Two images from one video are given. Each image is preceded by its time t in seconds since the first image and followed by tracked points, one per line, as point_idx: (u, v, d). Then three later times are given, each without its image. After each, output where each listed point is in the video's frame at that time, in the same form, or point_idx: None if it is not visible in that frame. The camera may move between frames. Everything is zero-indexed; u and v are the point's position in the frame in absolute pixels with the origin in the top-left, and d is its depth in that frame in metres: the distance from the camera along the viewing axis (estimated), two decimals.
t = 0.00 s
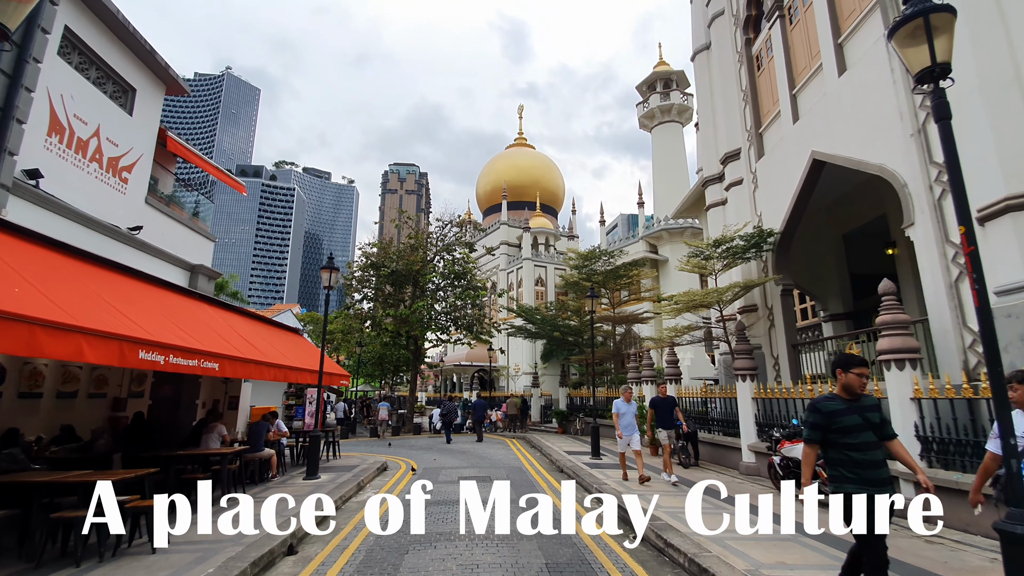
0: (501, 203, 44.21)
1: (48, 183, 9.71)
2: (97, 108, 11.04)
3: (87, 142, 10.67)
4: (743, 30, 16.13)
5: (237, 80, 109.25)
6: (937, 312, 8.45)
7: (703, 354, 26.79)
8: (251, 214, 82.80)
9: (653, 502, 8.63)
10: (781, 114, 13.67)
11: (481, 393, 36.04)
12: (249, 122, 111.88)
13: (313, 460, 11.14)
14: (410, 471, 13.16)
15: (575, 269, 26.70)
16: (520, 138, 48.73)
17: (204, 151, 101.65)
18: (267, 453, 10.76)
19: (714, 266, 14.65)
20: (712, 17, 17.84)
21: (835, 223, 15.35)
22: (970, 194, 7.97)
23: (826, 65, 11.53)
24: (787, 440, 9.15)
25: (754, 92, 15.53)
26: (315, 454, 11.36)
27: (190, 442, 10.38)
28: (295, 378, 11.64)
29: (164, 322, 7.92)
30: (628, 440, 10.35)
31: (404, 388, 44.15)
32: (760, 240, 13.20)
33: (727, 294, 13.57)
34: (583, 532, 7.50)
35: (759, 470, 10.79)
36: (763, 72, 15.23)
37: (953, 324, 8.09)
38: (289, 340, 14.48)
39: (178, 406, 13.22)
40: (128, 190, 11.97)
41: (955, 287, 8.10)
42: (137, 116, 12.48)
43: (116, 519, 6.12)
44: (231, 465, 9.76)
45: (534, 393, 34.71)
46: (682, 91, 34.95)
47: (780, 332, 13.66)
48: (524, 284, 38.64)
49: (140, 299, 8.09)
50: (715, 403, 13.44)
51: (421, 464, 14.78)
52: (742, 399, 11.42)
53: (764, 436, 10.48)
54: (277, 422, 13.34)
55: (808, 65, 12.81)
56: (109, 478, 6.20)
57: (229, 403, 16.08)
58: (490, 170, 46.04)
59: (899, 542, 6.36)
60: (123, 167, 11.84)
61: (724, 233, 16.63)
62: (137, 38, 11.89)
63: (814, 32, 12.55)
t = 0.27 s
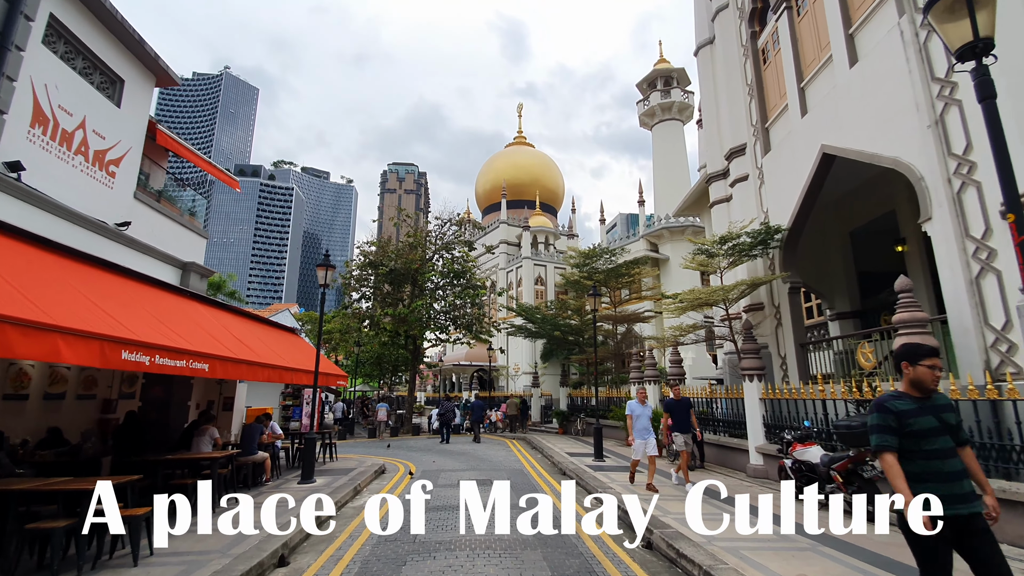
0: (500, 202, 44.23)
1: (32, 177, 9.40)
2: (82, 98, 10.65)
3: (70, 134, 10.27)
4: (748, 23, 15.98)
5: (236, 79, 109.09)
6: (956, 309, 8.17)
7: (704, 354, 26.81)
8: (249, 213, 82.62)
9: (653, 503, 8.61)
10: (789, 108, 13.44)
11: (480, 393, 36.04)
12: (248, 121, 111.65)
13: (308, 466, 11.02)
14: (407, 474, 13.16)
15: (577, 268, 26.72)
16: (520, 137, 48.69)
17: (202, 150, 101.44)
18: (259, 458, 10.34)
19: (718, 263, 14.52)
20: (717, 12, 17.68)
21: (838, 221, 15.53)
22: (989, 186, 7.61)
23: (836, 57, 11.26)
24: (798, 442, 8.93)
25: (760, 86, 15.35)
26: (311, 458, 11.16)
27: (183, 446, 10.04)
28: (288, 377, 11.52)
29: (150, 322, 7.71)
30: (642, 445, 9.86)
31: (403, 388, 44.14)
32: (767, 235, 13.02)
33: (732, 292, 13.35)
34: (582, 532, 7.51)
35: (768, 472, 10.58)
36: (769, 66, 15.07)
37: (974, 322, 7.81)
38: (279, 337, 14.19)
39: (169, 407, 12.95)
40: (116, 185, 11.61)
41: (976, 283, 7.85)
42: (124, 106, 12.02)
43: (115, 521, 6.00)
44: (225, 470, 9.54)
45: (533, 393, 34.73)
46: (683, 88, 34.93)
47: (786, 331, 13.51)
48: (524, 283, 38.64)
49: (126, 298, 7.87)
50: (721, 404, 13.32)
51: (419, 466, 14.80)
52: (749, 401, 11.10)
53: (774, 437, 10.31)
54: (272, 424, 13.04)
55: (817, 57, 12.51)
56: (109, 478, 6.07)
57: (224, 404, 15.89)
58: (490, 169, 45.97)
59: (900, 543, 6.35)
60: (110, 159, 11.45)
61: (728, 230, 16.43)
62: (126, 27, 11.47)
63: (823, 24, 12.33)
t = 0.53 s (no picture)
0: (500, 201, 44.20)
1: (14, 167, 9.27)
2: (66, 87, 10.55)
3: (53, 124, 10.13)
4: (753, 15, 15.74)
5: (235, 78, 108.99)
6: (976, 303, 7.72)
7: (704, 353, 26.83)
8: (248, 213, 82.52)
9: (653, 503, 8.62)
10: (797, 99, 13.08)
11: (480, 392, 36.00)
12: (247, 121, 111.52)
13: (302, 466, 10.91)
14: (404, 476, 13.16)
15: (577, 267, 26.70)
16: (519, 136, 48.63)
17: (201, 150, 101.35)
18: (253, 459, 10.11)
19: (723, 259, 14.30)
20: (720, 5, 17.43)
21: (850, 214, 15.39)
22: (1010, 175, 7.18)
23: (846, 46, 10.83)
24: (811, 441, 8.72)
25: (766, 78, 15.07)
26: (305, 458, 11.00)
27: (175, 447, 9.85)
28: (281, 374, 11.27)
29: (137, 319, 7.52)
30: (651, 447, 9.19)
31: (403, 388, 44.06)
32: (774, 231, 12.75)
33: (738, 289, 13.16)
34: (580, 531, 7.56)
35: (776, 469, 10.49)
36: (775, 58, 14.79)
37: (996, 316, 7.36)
38: (274, 336, 13.86)
39: (159, 408, 12.27)
40: (100, 177, 11.41)
41: (997, 276, 7.40)
42: (111, 96, 11.98)
43: (116, 521, 5.97)
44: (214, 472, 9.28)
45: (534, 392, 34.71)
46: (683, 85, 34.82)
47: (795, 327, 13.46)
48: (524, 282, 38.63)
49: (112, 294, 7.68)
50: (725, 403, 13.25)
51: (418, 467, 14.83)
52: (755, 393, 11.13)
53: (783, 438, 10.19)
54: (265, 424, 12.80)
55: (826, 46, 12.11)
56: (109, 478, 6.04)
57: (218, 403, 15.77)
58: (490, 168, 45.97)
59: (899, 543, 6.38)
60: (97, 151, 11.39)
61: (733, 225, 16.31)
62: (113, 15, 11.43)
63: (831, 13, 11.96)
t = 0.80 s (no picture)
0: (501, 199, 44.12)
1: None
2: (46, 70, 9.79)
3: (32, 109, 9.41)
4: (759, 5, 15.63)
5: (234, 77, 108.83)
6: (993, 298, 7.41)
7: (706, 351, 26.80)
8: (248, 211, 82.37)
9: (653, 502, 8.64)
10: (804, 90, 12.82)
11: (480, 391, 35.95)
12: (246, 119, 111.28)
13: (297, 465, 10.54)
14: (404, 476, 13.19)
15: (579, 264, 26.63)
16: (519, 133, 48.51)
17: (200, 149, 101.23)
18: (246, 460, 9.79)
19: (729, 254, 14.07)
20: None
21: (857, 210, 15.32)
22: None
23: (856, 32, 10.48)
24: (823, 442, 8.44)
25: (772, 69, 14.92)
26: (299, 459, 10.58)
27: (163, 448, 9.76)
28: (273, 372, 10.66)
29: (121, 314, 6.98)
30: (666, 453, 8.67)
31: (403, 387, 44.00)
32: (781, 225, 12.52)
33: (744, 284, 13.08)
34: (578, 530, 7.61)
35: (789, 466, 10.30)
36: (782, 49, 14.61)
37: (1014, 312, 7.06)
38: (276, 333, 13.67)
39: (148, 407, 11.94)
40: (83, 168, 10.72)
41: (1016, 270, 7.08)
42: (95, 84, 11.23)
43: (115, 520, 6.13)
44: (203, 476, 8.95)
45: (534, 391, 34.65)
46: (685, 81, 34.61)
47: (803, 324, 13.24)
48: (525, 280, 38.58)
49: (93, 288, 7.12)
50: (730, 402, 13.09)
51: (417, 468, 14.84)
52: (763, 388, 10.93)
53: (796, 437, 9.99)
54: (258, 424, 12.51)
55: (833, 36, 11.89)
56: (109, 479, 6.18)
57: (212, 403, 15.41)
58: (490, 166, 46.01)
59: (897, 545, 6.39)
60: (80, 140, 10.67)
61: (738, 220, 16.13)
62: None
63: None
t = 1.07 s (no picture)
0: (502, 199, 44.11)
1: None
2: (33, 61, 9.45)
3: (20, 102, 9.12)
4: None
5: (235, 77, 108.99)
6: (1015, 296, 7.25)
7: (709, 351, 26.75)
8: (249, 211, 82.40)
9: (653, 502, 8.66)
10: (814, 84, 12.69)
11: (481, 392, 35.92)
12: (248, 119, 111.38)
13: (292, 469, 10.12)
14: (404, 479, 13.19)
15: (582, 264, 26.61)
16: (521, 133, 48.48)
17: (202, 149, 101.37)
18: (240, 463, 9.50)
19: (736, 252, 13.96)
20: None
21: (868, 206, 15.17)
22: None
23: (869, 25, 10.32)
24: (837, 446, 8.18)
25: (780, 63, 14.81)
26: (296, 462, 10.19)
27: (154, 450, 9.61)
28: (269, 373, 10.60)
29: (109, 314, 6.93)
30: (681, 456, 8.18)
31: (404, 388, 44.00)
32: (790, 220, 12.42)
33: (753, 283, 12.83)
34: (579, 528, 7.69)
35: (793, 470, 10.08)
36: (790, 42, 14.50)
37: None
38: (273, 334, 13.55)
39: (140, 408, 11.89)
40: (72, 165, 10.39)
41: None
42: (86, 76, 10.91)
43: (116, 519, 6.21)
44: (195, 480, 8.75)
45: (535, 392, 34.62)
46: (688, 79, 34.54)
47: (813, 322, 13.08)
48: (527, 279, 38.57)
49: (83, 288, 7.11)
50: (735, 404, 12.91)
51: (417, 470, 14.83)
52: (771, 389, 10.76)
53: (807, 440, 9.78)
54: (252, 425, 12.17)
55: (845, 27, 11.78)
56: (110, 479, 6.26)
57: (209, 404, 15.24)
58: (491, 165, 46.05)
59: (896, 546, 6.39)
60: (68, 133, 10.35)
61: (745, 217, 16.03)
62: None
63: None
